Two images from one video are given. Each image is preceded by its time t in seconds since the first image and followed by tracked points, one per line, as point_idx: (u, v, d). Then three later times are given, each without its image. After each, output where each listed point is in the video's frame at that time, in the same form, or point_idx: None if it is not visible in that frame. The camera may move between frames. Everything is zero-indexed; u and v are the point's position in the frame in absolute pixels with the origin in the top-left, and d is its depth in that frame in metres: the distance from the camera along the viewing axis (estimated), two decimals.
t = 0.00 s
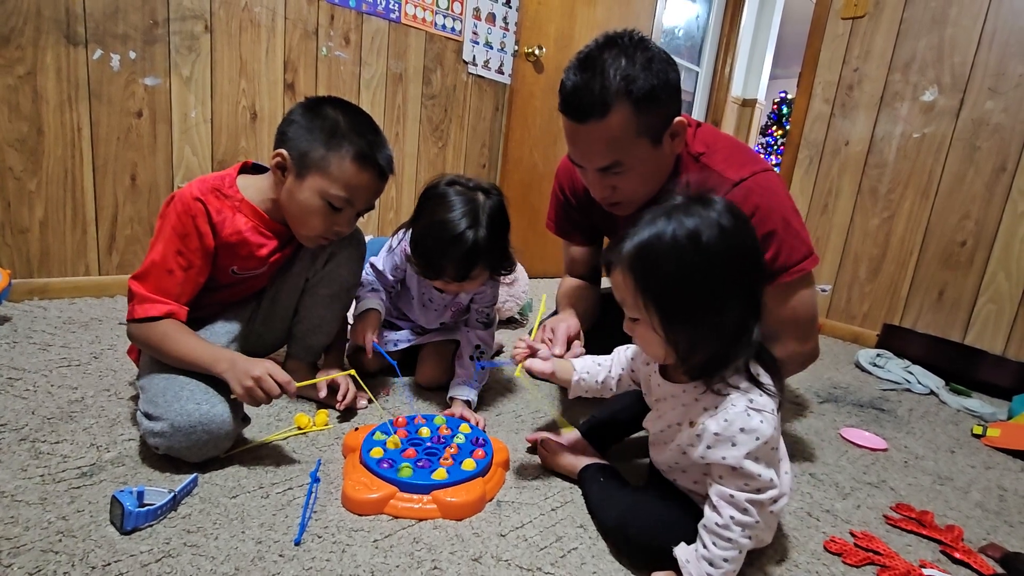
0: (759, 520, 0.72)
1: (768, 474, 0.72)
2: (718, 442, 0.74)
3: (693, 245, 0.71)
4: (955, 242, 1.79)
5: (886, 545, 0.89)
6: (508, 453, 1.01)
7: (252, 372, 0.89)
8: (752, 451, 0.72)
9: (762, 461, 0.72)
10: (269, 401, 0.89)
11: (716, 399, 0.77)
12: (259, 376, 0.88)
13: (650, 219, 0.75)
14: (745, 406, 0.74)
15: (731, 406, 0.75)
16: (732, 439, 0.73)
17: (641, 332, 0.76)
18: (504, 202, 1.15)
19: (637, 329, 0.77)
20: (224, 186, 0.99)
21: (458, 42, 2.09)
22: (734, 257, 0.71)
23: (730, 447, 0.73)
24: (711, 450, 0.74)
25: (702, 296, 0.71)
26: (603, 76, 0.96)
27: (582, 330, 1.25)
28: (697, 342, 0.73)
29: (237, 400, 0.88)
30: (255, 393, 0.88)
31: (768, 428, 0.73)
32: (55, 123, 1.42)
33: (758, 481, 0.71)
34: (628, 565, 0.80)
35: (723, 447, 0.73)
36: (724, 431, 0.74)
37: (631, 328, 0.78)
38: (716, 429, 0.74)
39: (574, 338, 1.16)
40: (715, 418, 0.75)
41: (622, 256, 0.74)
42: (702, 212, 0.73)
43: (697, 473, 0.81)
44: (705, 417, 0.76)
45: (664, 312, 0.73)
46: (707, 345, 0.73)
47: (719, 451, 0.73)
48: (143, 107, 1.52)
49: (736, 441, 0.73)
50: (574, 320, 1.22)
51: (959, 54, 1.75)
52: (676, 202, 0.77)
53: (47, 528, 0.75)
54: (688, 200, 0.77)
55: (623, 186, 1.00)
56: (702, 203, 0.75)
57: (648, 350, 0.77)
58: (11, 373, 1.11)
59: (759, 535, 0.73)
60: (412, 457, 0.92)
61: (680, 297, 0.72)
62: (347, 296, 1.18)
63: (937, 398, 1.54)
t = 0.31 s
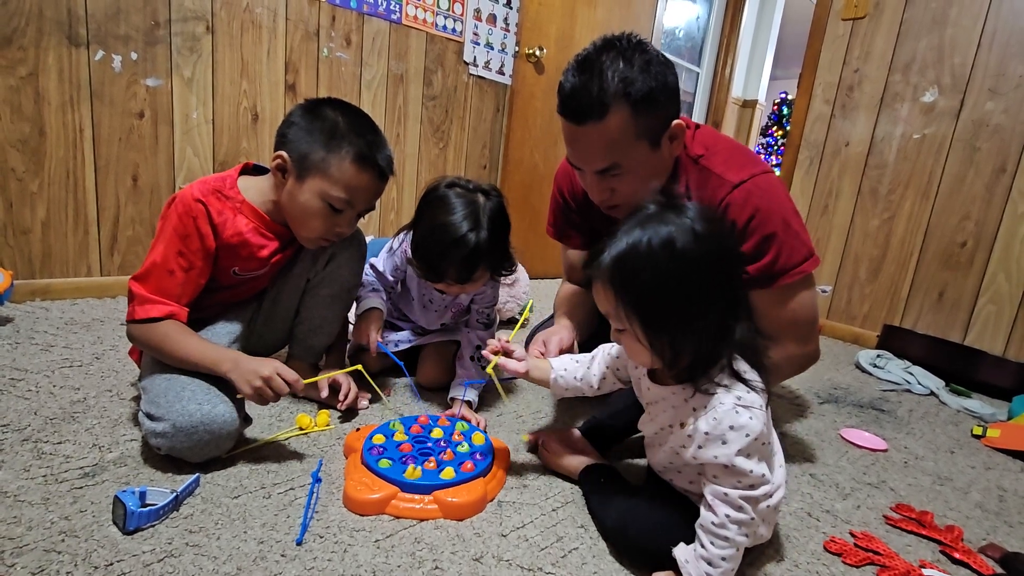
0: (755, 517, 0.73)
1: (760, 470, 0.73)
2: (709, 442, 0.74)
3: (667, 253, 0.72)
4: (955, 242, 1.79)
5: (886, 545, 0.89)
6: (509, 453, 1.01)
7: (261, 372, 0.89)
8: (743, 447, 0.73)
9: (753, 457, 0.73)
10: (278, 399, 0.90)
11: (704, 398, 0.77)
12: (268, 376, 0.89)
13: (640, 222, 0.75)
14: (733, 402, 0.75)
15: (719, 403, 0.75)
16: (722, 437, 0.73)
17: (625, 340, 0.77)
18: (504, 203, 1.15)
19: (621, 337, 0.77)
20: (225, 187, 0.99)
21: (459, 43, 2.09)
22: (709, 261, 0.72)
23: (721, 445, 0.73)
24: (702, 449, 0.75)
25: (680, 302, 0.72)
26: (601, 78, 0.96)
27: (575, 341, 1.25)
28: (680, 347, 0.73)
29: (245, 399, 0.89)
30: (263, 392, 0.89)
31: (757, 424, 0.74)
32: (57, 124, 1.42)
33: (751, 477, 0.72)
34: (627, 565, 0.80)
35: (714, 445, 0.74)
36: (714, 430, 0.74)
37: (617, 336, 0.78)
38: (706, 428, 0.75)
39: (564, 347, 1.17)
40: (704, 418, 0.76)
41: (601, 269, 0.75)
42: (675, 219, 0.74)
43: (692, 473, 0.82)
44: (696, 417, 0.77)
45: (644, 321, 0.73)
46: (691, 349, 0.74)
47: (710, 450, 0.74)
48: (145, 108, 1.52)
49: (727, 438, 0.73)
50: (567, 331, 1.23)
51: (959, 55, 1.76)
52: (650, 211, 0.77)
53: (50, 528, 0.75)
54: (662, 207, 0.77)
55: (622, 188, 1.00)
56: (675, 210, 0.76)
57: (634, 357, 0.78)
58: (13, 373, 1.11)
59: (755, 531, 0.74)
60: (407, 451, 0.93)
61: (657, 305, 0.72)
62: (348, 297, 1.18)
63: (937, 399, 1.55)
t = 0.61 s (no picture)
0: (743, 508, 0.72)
1: (745, 456, 0.72)
2: (691, 431, 0.74)
3: (682, 242, 0.73)
4: (956, 243, 1.79)
5: (887, 546, 0.89)
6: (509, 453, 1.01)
7: (264, 370, 0.90)
8: (726, 435, 0.72)
9: (737, 445, 0.73)
10: (279, 399, 0.91)
11: (684, 386, 0.77)
12: (270, 375, 0.90)
13: (629, 221, 0.76)
14: (713, 388, 0.75)
15: (700, 391, 0.75)
16: (704, 426, 0.73)
17: (621, 329, 0.76)
18: (505, 203, 1.15)
19: (615, 325, 0.76)
20: (226, 187, 0.99)
21: (460, 42, 2.09)
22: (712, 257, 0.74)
23: (704, 434, 0.73)
24: (686, 439, 0.74)
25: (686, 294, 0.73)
26: (595, 79, 0.96)
27: (566, 344, 1.25)
28: (678, 336, 0.75)
29: (247, 399, 0.89)
30: (265, 391, 0.89)
31: (738, 410, 0.73)
32: (58, 122, 1.42)
33: (736, 465, 0.72)
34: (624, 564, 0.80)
35: (697, 435, 0.73)
36: (695, 419, 0.74)
37: (608, 323, 0.77)
38: (688, 418, 0.74)
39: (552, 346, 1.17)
40: (686, 407, 0.75)
41: (615, 247, 0.74)
42: (686, 212, 0.76)
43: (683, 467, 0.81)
44: (677, 407, 0.77)
45: (651, 311, 0.74)
46: (687, 339, 0.75)
47: (693, 439, 0.74)
48: (146, 107, 1.52)
49: (709, 427, 0.73)
50: (555, 332, 1.23)
51: (960, 56, 1.76)
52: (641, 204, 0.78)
53: (50, 527, 0.75)
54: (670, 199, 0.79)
55: (617, 189, 1.00)
56: (684, 203, 0.78)
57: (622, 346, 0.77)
58: (13, 372, 1.11)
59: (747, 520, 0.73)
60: (410, 444, 0.95)
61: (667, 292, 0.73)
62: (348, 296, 1.18)
63: (937, 399, 1.54)
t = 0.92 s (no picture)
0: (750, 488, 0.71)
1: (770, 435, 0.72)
2: (728, 401, 0.73)
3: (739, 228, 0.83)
4: (956, 245, 1.79)
5: (886, 548, 0.89)
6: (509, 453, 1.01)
7: (248, 370, 0.88)
8: (760, 413, 0.72)
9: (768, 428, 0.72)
10: (262, 400, 0.88)
11: (722, 362, 0.77)
12: (253, 375, 0.87)
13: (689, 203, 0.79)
14: (751, 364, 0.75)
15: (738, 364, 0.75)
16: (742, 398, 0.72)
17: (717, 294, 0.75)
18: (508, 204, 1.15)
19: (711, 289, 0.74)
20: (228, 187, 0.99)
21: (461, 42, 2.09)
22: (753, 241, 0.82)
23: (737, 404, 0.72)
24: (721, 409, 0.73)
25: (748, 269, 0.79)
26: (588, 82, 0.96)
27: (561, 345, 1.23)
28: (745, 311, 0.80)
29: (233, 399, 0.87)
30: (248, 391, 0.87)
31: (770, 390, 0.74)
32: (58, 121, 1.42)
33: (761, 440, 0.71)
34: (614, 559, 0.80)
35: (734, 405, 0.72)
36: (733, 391, 0.73)
37: (705, 288, 0.74)
38: (726, 389, 0.73)
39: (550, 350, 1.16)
40: (723, 378, 0.74)
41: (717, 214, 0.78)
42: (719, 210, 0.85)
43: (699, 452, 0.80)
44: (713, 379, 0.75)
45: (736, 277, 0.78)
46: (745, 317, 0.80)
47: (730, 409, 0.72)
48: (147, 105, 1.52)
49: (743, 397, 0.72)
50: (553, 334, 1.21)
51: (961, 58, 1.76)
52: (665, 199, 0.79)
53: (48, 526, 0.75)
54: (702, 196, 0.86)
55: (611, 191, 1.00)
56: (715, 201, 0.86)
57: (713, 319, 0.75)
58: (12, 370, 1.11)
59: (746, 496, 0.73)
60: (410, 440, 0.97)
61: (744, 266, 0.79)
62: (349, 296, 1.18)
63: (937, 402, 1.55)
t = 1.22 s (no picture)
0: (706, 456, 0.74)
1: (746, 423, 0.74)
2: (714, 379, 0.76)
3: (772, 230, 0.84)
4: (956, 247, 1.79)
5: (885, 550, 0.88)
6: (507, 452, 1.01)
7: (239, 372, 0.87)
8: (741, 399, 0.74)
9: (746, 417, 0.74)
10: (253, 401, 0.87)
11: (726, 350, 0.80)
12: (245, 376, 0.86)
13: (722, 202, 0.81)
14: (750, 357, 0.77)
15: (737, 353, 0.78)
16: (726, 380, 0.75)
17: (747, 293, 0.77)
18: (508, 203, 1.15)
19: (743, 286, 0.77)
20: (225, 184, 0.98)
21: (461, 41, 2.08)
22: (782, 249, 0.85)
23: (724, 386, 0.75)
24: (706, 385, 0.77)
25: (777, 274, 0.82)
26: (584, 83, 0.95)
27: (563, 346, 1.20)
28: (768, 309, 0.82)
29: (223, 399, 0.86)
30: (240, 392, 0.86)
31: (763, 386, 0.75)
32: (56, 117, 1.41)
33: (736, 422, 0.73)
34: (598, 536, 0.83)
35: (718, 383, 0.76)
36: (721, 372, 0.76)
37: (735, 285, 0.77)
38: (716, 369, 0.77)
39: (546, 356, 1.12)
40: (718, 361, 0.78)
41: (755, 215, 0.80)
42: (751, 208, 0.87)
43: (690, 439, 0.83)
44: (710, 361, 0.79)
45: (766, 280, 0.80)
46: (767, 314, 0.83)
47: (714, 387, 0.76)
48: (145, 102, 1.51)
49: (732, 383, 0.75)
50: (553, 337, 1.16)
51: (961, 60, 1.76)
52: (705, 196, 0.82)
53: (43, 524, 0.74)
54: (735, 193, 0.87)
55: (606, 193, 1.00)
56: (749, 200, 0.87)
57: (742, 316, 0.78)
58: (7, 367, 1.10)
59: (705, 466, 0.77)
60: (422, 435, 0.98)
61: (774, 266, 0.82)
62: (348, 295, 1.17)
63: (936, 404, 1.54)
